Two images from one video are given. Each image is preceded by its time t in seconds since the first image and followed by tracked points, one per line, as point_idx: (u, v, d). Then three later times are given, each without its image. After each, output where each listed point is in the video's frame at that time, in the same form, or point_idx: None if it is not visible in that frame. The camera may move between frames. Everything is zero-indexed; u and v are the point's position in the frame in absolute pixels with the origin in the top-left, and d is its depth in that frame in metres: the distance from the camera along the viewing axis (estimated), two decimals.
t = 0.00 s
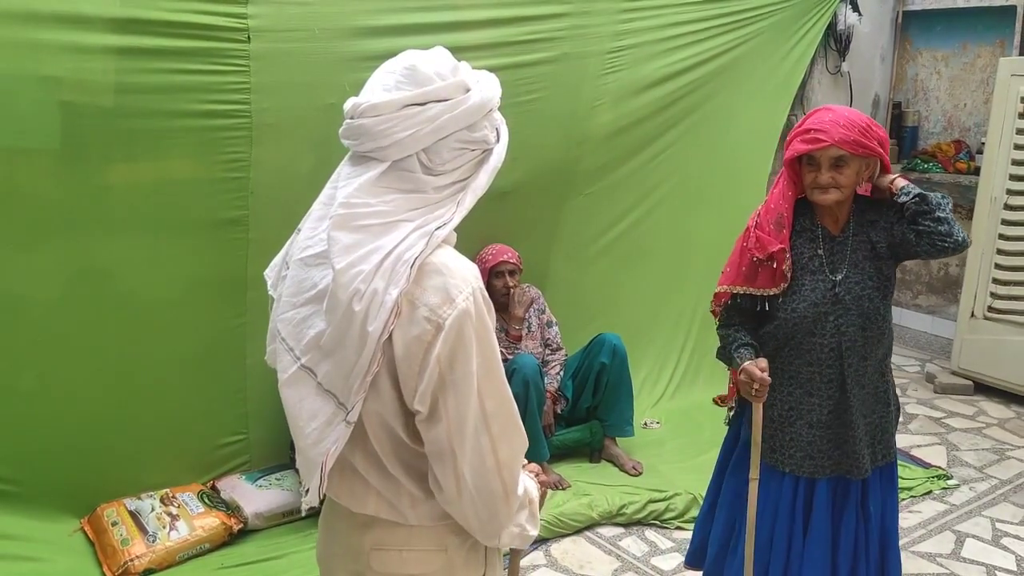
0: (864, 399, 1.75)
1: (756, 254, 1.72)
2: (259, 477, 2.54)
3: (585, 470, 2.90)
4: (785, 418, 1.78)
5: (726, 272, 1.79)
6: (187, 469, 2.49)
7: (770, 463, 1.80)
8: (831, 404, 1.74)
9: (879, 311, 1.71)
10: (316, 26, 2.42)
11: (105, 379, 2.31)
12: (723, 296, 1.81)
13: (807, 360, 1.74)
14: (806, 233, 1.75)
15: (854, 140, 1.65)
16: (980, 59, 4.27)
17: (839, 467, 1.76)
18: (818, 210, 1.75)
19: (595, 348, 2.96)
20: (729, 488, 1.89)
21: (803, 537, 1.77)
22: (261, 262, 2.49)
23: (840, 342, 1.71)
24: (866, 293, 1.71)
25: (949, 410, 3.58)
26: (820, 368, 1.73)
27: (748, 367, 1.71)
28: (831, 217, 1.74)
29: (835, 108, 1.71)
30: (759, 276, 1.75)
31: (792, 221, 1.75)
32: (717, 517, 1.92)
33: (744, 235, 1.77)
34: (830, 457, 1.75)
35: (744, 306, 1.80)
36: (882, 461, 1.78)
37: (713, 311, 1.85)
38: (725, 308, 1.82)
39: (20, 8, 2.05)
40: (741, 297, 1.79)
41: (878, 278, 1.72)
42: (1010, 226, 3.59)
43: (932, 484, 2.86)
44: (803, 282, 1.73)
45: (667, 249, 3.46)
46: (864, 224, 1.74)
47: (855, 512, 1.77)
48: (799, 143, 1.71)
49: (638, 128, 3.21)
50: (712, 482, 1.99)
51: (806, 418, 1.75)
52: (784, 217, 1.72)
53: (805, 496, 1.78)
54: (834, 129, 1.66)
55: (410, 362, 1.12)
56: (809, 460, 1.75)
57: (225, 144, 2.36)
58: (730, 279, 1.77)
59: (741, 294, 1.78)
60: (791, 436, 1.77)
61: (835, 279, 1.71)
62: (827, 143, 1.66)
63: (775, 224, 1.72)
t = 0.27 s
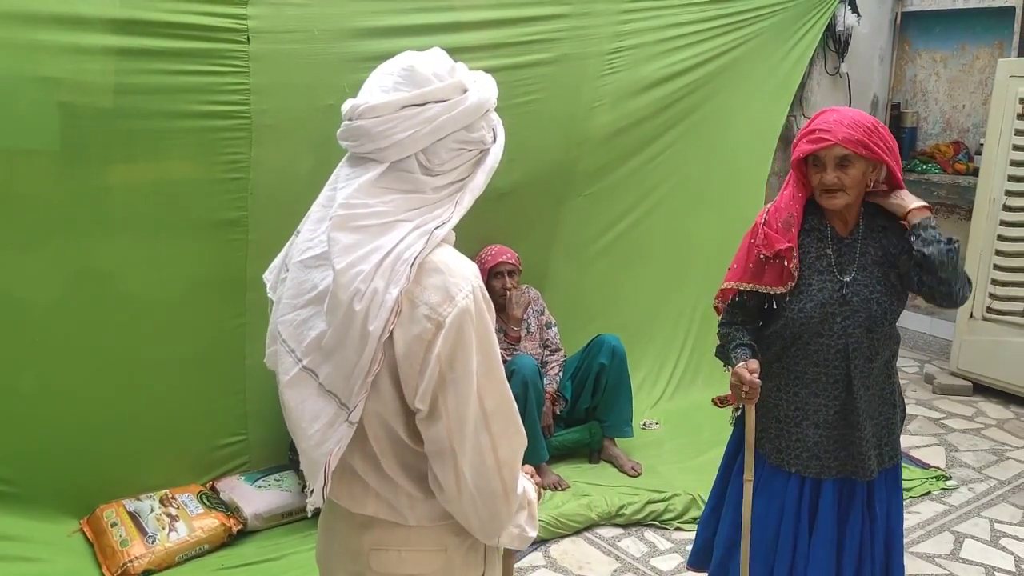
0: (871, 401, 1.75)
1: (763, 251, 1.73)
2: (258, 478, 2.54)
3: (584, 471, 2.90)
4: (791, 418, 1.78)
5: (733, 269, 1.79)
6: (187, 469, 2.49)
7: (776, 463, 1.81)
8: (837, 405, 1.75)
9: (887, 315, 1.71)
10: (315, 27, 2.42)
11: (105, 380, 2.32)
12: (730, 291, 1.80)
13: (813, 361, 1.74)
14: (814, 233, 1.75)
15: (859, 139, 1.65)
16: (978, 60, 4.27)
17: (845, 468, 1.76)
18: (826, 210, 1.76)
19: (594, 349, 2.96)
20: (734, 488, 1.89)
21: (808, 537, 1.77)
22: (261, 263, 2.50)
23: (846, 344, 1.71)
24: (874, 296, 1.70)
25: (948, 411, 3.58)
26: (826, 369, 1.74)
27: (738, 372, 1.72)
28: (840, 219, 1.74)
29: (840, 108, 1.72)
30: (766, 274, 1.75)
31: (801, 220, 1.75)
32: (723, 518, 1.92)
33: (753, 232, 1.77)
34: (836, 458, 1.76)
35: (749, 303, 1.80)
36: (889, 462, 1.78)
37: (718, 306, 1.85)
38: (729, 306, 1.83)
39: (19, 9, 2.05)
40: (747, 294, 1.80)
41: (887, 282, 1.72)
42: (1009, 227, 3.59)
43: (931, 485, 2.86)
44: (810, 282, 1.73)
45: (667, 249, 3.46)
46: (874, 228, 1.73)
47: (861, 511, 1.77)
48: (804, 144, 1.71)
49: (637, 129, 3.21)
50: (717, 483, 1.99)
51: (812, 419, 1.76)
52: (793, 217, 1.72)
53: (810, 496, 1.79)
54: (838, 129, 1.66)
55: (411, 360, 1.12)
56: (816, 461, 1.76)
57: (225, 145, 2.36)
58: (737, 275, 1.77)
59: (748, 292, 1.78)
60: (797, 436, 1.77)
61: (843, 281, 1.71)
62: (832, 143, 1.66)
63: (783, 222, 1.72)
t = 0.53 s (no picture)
0: (875, 403, 1.75)
1: (770, 250, 1.73)
2: (259, 478, 2.54)
3: (585, 472, 2.90)
4: (794, 418, 1.78)
5: (740, 266, 1.80)
6: (187, 470, 2.49)
7: (780, 463, 1.81)
8: (840, 405, 1.75)
9: (892, 319, 1.71)
10: (316, 28, 2.43)
11: (105, 381, 2.32)
12: (731, 287, 1.82)
13: (817, 362, 1.75)
14: (822, 234, 1.75)
15: (873, 145, 1.64)
16: (978, 62, 4.28)
17: (848, 469, 1.76)
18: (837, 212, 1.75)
19: (594, 350, 2.96)
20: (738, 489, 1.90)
21: (813, 538, 1.77)
22: (262, 263, 2.50)
23: (850, 346, 1.72)
24: (879, 300, 1.71)
25: (948, 411, 3.58)
26: (830, 370, 1.74)
27: (723, 372, 1.72)
28: (851, 222, 1.74)
29: (860, 111, 1.70)
30: (771, 273, 1.76)
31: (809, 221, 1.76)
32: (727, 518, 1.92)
33: (760, 230, 1.78)
34: (838, 459, 1.76)
35: (751, 299, 1.80)
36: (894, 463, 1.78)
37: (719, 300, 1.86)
38: (732, 300, 1.83)
39: (19, 9, 2.05)
40: (750, 291, 1.80)
41: (893, 287, 1.72)
42: (1008, 228, 3.60)
43: (931, 486, 2.86)
44: (815, 284, 1.74)
45: (667, 250, 3.47)
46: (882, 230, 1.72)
47: (865, 512, 1.77)
48: (819, 145, 1.71)
49: (637, 129, 3.21)
50: (720, 483, 1.99)
51: (815, 419, 1.76)
52: (801, 217, 1.73)
53: (814, 496, 1.79)
54: (853, 133, 1.65)
55: (408, 350, 1.12)
56: (819, 461, 1.76)
57: (225, 146, 2.36)
58: (743, 273, 1.78)
59: (752, 289, 1.79)
60: (800, 436, 1.77)
61: (849, 284, 1.71)
62: (846, 147, 1.65)
63: (791, 223, 1.73)
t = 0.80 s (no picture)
0: (879, 402, 1.74)
1: (774, 248, 1.74)
2: (259, 478, 2.54)
3: (585, 472, 2.90)
4: (798, 417, 1.78)
5: (744, 264, 1.81)
6: (187, 470, 2.49)
7: (784, 461, 1.81)
8: (844, 404, 1.75)
9: (896, 318, 1.70)
10: (317, 27, 2.42)
11: (105, 381, 2.31)
12: (738, 286, 1.82)
13: (821, 361, 1.75)
14: (826, 233, 1.75)
15: (886, 146, 1.65)
16: (978, 61, 4.28)
17: (852, 468, 1.76)
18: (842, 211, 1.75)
19: (595, 349, 2.95)
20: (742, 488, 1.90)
21: (816, 537, 1.77)
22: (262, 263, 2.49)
23: (854, 345, 1.71)
24: (884, 299, 1.70)
25: (949, 411, 3.58)
26: (834, 369, 1.74)
27: (739, 371, 1.73)
28: (854, 220, 1.73)
29: (873, 111, 1.70)
30: (776, 271, 1.76)
31: (814, 218, 1.76)
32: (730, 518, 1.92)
33: (765, 228, 1.78)
34: (843, 458, 1.75)
35: (757, 298, 1.82)
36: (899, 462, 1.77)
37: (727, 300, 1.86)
38: (739, 299, 1.84)
39: (19, 9, 2.04)
40: (756, 289, 1.81)
41: (899, 287, 1.71)
42: (1008, 228, 3.60)
43: (932, 486, 2.86)
44: (820, 281, 1.74)
45: (668, 250, 3.47)
46: (888, 228, 1.73)
47: (869, 512, 1.76)
48: (830, 143, 1.70)
49: (638, 129, 3.21)
50: (723, 483, 1.99)
51: (819, 418, 1.76)
52: (806, 215, 1.73)
53: (818, 495, 1.78)
54: (867, 133, 1.65)
55: (400, 336, 1.12)
56: (823, 460, 1.76)
57: (226, 145, 2.36)
58: (748, 271, 1.79)
59: (757, 287, 1.80)
60: (804, 435, 1.77)
61: (854, 282, 1.71)
62: (859, 146, 1.65)
63: (796, 221, 1.73)
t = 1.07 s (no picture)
0: (888, 402, 1.74)
1: (785, 247, 1.74)
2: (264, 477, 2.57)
3: (590, 471, 2.90)
4: (808, 417, 1.77)
5: (753, 263, 1.81)
6: (191, 469, 2.49)
7: (792, 461, 1.80)
8: (854, 404, 1.74)
9: (906, 318, 1.70)
10: (321, 26, 2.42)
11: (109, 380, 2.31)
12: (749, 286, 1.82)
13: (831, 360, 1.74)
14: (836, 232, 1.75)
15: (895, 143, 1.64)
16: (983, 60, 4.27)
17: (861, 469, 1.75)
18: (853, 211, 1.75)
19: (599, 349, 2.95)
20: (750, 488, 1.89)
21: (824, 538, 1.77)
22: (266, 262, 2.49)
23: (863, 344, 1.71)
24: (894, 298, 1.69)
25: (953, 410, 3.58)
26: (844, 368, 1.73)
27: (750, 369, 1.74)
28: (865, 221, 1.73)
29: (881, 109, 1.69)
30: (786, 270, 1.76)
31: (824, 218, 1.75)
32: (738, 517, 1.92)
33: (774, 227, 1.78)
34: (852, 458, 1.75)
35: (768, 298, 1.82)
36: (908, 462, 1.76)
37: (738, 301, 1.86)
38: (750, 298, 1.84)
39: (23, 8, 2.04)
40: (766, 289, 1.81)
41: (908, 286, 1.70)
42: (1013, 227, 3.59)
43: (937, 485, 2.85)
44: (830, 281, 1.73)
45: (672, 249, 3.46)
46: (898, 227, 1.72)
47: (877, 512, 1.76)
48: (839, 142, 1.70)
49: (642, 128, 3.21)
50: (732, 482, 1.99)
51: (828, 418, 1.75)
52: (816, 214, 1.73)
53: (827, 495, 1.78)
54: (875, 132, 1.65)
55: (400, 332, 1.13)
56: (832, 460, 1.75)
57: (230, 144, 2.36)
58: (757, 270, 1.78)
59: (767, 286, 1.80)
60: (813, 435, 1.77)
61: (864, 281, 1.70)
62: (868, 145, 1.64)
63: (806, 220, 1.73)
